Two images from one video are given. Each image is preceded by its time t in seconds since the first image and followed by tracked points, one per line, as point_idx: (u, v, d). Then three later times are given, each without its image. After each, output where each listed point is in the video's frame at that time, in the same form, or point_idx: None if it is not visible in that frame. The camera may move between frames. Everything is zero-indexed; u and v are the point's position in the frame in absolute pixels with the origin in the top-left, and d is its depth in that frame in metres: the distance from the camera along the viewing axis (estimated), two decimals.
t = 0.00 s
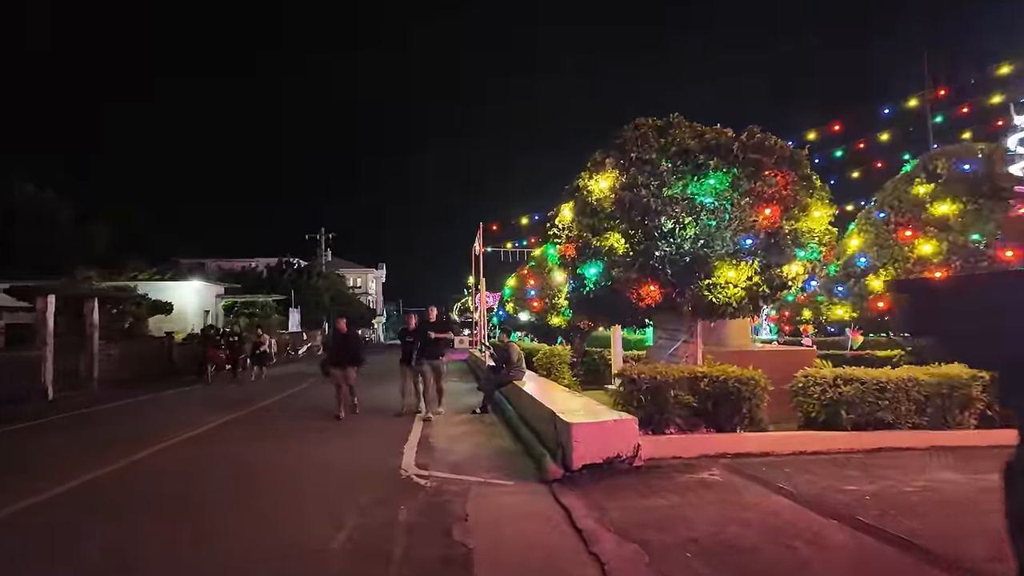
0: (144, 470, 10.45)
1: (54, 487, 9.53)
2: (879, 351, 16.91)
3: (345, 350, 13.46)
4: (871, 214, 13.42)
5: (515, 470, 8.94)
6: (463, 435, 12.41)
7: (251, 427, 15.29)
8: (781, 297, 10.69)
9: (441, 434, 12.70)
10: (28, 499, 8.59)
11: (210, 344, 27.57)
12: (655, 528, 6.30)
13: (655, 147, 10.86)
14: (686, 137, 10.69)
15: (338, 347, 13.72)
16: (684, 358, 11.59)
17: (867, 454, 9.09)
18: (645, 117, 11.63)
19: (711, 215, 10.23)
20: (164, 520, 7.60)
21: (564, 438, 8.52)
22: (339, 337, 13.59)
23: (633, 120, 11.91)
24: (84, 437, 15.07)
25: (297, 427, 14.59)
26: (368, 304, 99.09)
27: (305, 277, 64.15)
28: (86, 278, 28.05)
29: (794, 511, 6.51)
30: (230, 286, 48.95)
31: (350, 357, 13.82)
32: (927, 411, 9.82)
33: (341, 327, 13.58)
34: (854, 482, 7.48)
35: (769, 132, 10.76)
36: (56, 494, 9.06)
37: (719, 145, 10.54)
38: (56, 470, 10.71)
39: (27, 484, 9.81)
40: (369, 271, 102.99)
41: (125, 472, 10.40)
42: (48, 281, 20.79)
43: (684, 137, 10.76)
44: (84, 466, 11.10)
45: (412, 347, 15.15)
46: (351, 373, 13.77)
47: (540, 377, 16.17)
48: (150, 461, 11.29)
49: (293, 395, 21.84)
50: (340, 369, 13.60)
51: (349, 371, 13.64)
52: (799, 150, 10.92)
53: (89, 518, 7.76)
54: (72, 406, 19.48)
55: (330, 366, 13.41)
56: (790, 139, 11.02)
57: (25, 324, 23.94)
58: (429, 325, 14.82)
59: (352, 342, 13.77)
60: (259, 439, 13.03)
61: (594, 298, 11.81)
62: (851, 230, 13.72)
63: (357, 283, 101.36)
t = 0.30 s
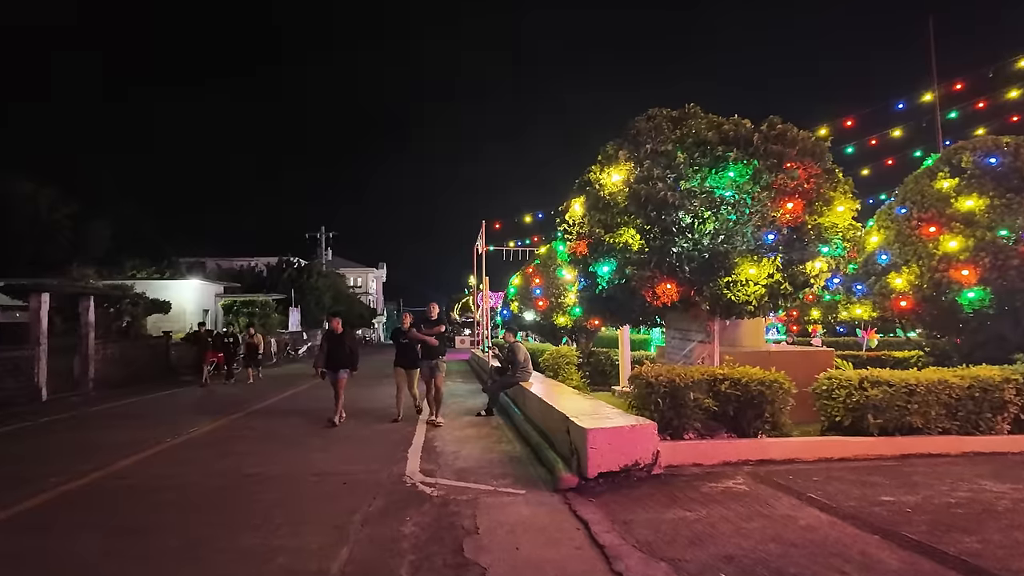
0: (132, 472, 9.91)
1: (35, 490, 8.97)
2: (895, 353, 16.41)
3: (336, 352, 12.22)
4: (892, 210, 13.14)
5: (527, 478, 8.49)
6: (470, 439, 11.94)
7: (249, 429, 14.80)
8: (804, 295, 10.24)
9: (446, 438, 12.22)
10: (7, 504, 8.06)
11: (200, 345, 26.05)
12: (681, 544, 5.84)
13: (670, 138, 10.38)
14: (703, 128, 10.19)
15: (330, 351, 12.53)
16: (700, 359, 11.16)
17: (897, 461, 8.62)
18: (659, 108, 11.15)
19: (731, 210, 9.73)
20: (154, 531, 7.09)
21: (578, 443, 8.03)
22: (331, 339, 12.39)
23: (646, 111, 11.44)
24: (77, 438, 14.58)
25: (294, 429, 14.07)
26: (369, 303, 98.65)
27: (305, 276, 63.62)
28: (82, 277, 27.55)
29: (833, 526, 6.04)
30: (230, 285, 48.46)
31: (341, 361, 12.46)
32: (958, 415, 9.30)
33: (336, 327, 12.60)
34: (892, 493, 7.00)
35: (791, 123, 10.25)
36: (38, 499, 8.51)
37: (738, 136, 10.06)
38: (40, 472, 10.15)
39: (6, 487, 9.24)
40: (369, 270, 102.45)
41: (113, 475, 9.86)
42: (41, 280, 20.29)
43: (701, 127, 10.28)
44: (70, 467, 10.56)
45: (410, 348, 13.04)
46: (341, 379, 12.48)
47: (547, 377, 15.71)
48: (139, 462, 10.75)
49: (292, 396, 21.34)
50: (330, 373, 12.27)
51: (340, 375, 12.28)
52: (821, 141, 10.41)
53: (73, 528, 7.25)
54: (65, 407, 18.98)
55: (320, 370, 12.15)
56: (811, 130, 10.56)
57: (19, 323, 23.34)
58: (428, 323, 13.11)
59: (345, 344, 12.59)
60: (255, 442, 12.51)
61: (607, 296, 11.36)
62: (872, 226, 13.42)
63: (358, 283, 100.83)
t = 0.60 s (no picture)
0: (119, 478, 9.48)
1: (16, 498, 8.53)
2: (908, 353, 15.96)
3: (327, 355, 11.62)
4: (908, 205, 12.65)
5: (533, 485, 8.06)
6: (472, 442, 11.51)
7: (244, 432, 14.37)
8: (822, 293, 9.84)
9: (448, 441, 11.79)
10: None
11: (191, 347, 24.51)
12: (703, 559, 5.40)
13: (681, 129, 9.96)
14: (715, 119, 9.77)
15: (320, 352, 11.93)
16: (712, 359, 10.73)
17: (922, 467, 8.20)
18: (668, 98, 10.73)
19: (745, 204, 9.32)
20: (139, 544, 6.66)
21: (588, 448, 7.61)
22: (321, 341, 11.75)
23: (655, 102, 11.02)
24: (65, 441, 14.13)
25: (290, 431, 13.61)
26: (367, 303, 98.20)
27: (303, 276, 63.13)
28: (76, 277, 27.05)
29: (866, 539, 5.62)
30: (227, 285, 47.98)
31: (331, 363, 11.78)
32: (985, 418, 8.88)
33: (328, 327, 12.04)
34: (924, 502, 6.58)
35: (807, 113, 9.83)
36: (17, 508, 8.07)
37: (752, 126, 9.63)
38: (23, 479, 9.71)
39: None
40: (368, 269, 101.95)
41: (98, 481, 9.40)
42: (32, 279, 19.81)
43: (712, 118, 9.85)
44: (53, 473, 10.09)
45: (404, 350, 12.21)
46: (331, 382, 11.89)
47: (551, 378, 15.28)
48: (126, 467, 10.29)
49: (289, 397, 20.90)
50: (320, 377, 11.63)
51: (329, 379, 11.60)
52: (838, 131, 9.99)
53: (52, 539, 6.81)
54: (57, 409, 18.57)
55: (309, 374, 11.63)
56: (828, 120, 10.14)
57: (10, 323, 22.83)
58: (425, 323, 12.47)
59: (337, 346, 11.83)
60: (249, 445, 12.06)
61: (615, 294, 10.92)
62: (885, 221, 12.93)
63: (357, 283, 100.34)
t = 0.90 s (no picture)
0: (101, 486, 8.98)
1: None
2: (920, 352, 15.52)
3: (310, 356, 10.86)
4: (926, 199, 12.34)
5: (538, 493, 7.58)
6: (472, 446, 11.03)
7: (235, 435, 13.87)
8: (841, 289, 9.38)
9: (447, 445, 11.30)
10: None
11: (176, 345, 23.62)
12: None
13: (692, 118, 9.45)
14: (727, 107, 9.27)
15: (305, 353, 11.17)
16: (724, 360, 10.25)
17: (951, 474, 7.72)
18: (677, 87, 10.23)
19: (761, 196, 8.85)
20: (114, 559, 6.15)
21: (597, 455, 7.12)
22: (304, 341, 10.96)
23: (663, 91, 10.54)
24: (50, 445, 13.63)
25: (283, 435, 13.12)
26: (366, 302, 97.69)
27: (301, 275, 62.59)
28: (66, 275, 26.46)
29: (904, 558, 5.14)
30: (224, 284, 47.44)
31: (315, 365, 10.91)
32: (1013, 422, 8.41)
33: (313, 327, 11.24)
34: (961, 514, 6.11)
35: (824, 101, 9.33)
36: None
37: (767, 115, 9.13)
38: None
39: None
40: (367, 268, 101.43)
41: (76, 489, 8.88)
42: (19, 277, 19.23)
43: (724, 106, 9.36)
44: (30, 481, 9.55)
45: (397, 352, 11.71)
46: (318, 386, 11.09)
47: (554, 379, 14.80)
48: (107, 474, 9.77)
49: (284, 399, 20.40)
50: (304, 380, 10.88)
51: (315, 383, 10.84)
52: (856, 120, 9.50)
53: (19, 554, 6.30)
54: (45, 410, 18.04)
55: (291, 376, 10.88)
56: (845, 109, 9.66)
57: None
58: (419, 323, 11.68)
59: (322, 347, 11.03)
60: (239, 450, 11.54)
61: (623, 292, 10.45)
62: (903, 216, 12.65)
63: (355, 282, 99.80)
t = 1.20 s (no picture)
0: (83, 494, 8.51)
1: None
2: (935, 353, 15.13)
3: (289, 358, 10.40)
4: (942, 195, 12.03)
5: (545, 503, 7.16)
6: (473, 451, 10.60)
7: (228, 439, 13.40)
8: (860, 287, 8.97)
9: (447, 450, 10.85)
10: None
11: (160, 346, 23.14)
12: None
13: (702, 109, 9.03)
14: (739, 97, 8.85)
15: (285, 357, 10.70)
16: (736, 362, 9.83)
17: (980, 483, 7.29)
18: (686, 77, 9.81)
19: (777, 190, 8.43)
20: None
21: (607, 463, 6.69)
22: (282, 343, 10.50)
23: (670, 83, 10.12)
24: (35, 449, 13.13)
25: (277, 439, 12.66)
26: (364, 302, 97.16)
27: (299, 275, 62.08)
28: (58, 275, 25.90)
29: None
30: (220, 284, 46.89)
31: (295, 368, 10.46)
32: None
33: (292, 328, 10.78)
34: (1000, 528, 5.68)
35: (841, 91, 8.91)
36: None
37: (781, 105, 8.71)
38: None
39: None
40: (366, 268, 100.89)
41: (57, 497, 8.42)
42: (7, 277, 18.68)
43: (736, 97, 8.94)
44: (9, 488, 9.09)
45: (389, 355, 11.24)
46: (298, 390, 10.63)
47: (557, 381, 14.36)
48: (90, 481, 9.30)
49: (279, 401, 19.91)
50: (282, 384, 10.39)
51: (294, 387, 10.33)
52: (874, 111, 9.08)
53: None
54: (33, 413, 17.54)
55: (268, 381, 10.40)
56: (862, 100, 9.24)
57: None
58: (410, 322, 11.20)
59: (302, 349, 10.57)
60: (231, 455, 11.07)
61: (631, 290, 10.03)
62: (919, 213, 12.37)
63: (354, 282, 99.25)
